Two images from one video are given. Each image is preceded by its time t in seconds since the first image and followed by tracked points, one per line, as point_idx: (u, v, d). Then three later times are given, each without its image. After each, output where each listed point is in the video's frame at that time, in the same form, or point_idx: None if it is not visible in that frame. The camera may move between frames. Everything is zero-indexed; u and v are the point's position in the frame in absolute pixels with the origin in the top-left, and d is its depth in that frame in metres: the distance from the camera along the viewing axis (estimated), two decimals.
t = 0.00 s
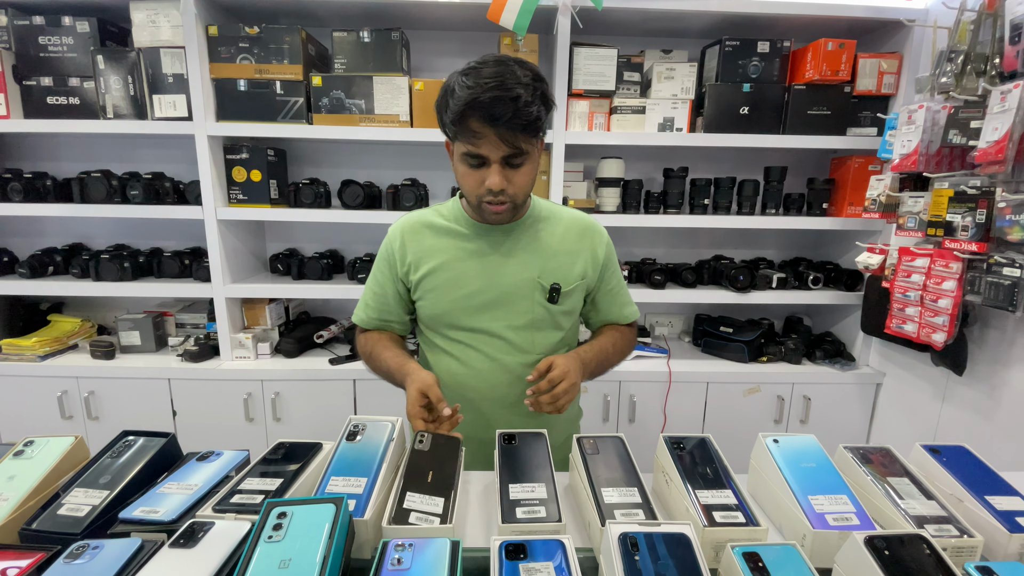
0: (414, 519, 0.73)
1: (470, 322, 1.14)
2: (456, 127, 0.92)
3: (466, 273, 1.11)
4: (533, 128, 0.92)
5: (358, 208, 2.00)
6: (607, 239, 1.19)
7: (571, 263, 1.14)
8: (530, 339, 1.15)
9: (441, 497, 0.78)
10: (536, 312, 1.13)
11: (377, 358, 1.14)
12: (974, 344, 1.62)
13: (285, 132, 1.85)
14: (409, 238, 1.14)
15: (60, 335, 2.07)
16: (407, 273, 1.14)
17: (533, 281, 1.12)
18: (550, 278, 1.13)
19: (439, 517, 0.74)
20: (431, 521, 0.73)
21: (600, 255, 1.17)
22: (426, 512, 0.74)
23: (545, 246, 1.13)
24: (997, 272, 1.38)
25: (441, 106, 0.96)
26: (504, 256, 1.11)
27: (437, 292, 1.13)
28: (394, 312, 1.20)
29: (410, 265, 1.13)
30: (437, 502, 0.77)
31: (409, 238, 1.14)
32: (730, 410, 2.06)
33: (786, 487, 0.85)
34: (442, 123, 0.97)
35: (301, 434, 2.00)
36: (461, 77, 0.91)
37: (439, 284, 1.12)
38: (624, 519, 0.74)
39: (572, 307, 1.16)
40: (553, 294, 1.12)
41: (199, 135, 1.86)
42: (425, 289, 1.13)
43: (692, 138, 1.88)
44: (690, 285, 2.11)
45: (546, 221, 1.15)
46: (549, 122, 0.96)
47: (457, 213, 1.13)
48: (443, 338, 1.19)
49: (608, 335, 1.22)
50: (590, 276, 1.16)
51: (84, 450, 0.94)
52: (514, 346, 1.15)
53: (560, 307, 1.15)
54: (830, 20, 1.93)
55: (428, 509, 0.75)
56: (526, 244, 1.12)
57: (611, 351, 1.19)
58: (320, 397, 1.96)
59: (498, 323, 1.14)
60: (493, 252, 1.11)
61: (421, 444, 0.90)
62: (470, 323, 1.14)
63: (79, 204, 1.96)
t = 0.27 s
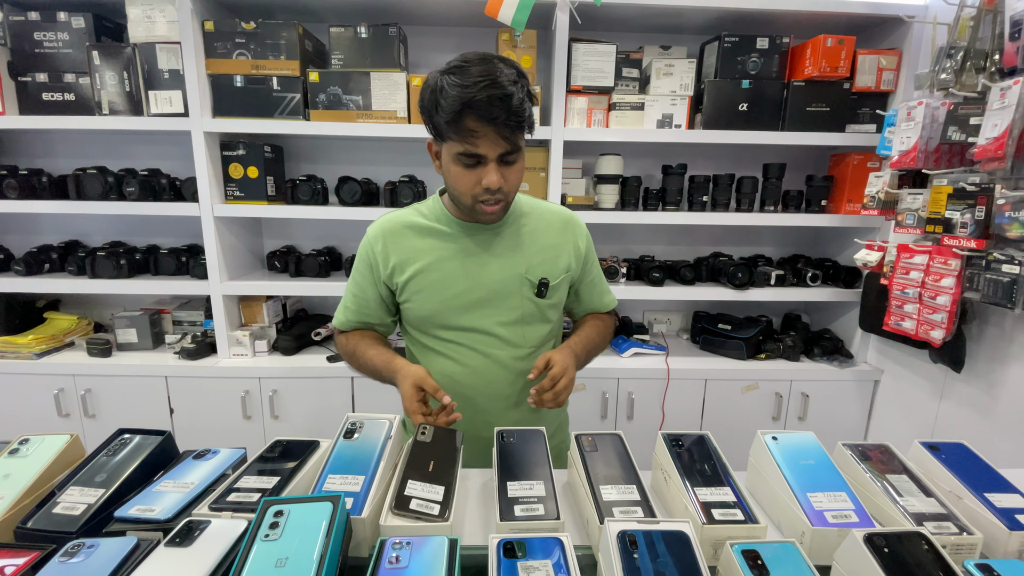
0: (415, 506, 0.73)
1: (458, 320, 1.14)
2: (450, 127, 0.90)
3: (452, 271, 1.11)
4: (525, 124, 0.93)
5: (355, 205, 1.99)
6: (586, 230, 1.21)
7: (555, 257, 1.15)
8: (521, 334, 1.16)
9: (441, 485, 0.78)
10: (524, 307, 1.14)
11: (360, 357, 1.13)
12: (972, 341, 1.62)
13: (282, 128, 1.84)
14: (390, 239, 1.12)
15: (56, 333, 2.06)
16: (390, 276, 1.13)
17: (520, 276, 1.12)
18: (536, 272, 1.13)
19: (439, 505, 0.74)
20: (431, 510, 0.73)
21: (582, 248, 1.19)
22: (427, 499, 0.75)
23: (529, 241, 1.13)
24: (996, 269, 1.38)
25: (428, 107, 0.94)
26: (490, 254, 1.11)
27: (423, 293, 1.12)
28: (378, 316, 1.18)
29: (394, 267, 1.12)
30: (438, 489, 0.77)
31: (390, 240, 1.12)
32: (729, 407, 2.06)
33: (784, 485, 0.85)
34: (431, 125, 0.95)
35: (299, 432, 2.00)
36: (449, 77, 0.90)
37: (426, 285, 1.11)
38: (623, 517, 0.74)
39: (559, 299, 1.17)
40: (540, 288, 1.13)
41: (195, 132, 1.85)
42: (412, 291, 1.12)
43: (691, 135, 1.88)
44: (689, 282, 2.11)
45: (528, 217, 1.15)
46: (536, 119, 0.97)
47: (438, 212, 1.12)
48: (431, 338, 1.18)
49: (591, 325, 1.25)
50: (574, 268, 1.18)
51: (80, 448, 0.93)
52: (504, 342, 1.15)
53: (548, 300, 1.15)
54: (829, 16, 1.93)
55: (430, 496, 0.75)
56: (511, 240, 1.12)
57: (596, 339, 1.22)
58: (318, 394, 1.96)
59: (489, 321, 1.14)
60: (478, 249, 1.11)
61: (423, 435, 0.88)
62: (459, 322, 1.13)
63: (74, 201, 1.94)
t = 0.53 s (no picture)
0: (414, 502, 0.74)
1: (450, 319, 1.13)
2: (447, 119, 0.89)
3: (442, 270, 1.10)
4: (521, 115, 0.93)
5: (352, 202, 1.98)
6: (573, 222, 1.21)
7: (545, 251, 1.14)
8: (514, 329, 1.16)
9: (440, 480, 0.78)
10: (516, 303, 1.14)
11: (355, 360, 1.13)
12: (968, 337, 1.63)
13: (278, 125, 1.83)
14: (378, 240, 1.11)
15: (51, 330, 2.04)
16: (380, 277, 1.12)
17: (510, 272, 1.12)
18: (526, 267, 1.13)
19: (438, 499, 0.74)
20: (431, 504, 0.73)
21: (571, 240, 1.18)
22: (427, 493, 0.75)
23: (518, 236, 1.13)
24: (992, 266, 1.38)
25: (419, 102, 0.92)
26: (480, 250, 1.10)
27: (414, 293, 1.11)
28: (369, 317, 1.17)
29: (383, 268, 1.11)
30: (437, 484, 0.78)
31: (377, 241, 1.11)
32: (726, 403, 2.07)
33: (782, 481, 0.85)
34: (423, 120, 0.93)
35: (296, 430, 2.00)
36: (441, 70, 0.89)
37: (417, 285, 1.10)
38: (621, 514, 0.74)
39: (550, 293, 1.17)
40: (531, 283, 1.12)
41: (191, 128, 1.84)
42: (402, 292, 1.11)
43: (689, 132, 1.88)
44: (686, 279, 2.11)
45: (516, 212, 1.15)
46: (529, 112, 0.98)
47: (425, 210, 1.12)
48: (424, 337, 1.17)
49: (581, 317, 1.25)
50: (564, 261, 1.17)
51: (76, 446, 0.92)
52: (497, 339, 1.15)
53: (540, 294, 1.15)
54: (827, 13, 1.93)
55: (429, 491, 0.76)
56: (500, 237, 1.12)
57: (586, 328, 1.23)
58: (315, 392, 1.95)
59: (481, 318, 1.14)
60: (467, 247, 1.10)
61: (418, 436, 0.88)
62: (451, 321, 1.13)
63: (69, 198, 1.93)
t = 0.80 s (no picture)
0: (410, 502, 0.74)
1: (451, 317, 1.13)
2: (450, 113, 0.88)
3: (442, 268, 1.09)
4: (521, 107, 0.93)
5: (347, 198, 1.96)
6: (573, 217, 1.21)
7: (545, 246, 1.14)
8: (516, 326, 1.15)
9: (437, 480, 0.79)
10: (517, 300, 1.13)
11: (354, 358, 1.11)
12: (961, 333, 1.64)
13: (272, 121, 1.81)
14: (377, 240, 1.11)
15: (43, 328, 2.02)
16: (379, 277, 1.11)
17: (510, 269, 1.11)
18: (527, 263, 1.12)
19: (435, 497, 0.75)
20: (428, 504, 0.74)
21: (571, 235, 1.18)
22: (423, 493, 0.76)
23: (518, 233, 1.12)
24: (986, 262, 1.39)
25: (418, 99, 0.91)
26: (480, 248, 1.10)
27: (415, 292, 1.11)
28: (370, 317, 1.17)
29: (383, 268, 1.10)
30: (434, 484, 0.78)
31: (377, 241, 1.11)
32: (721, 400, 2.08)
33: (777, 476, 0.86)
34: (423, 117, 0.92)
35: (292, 428, 1.99)
36: (440, 64, 0.88)
37: (417, 284, 1.10)
38: (618, 510, 0.74)
39: (552, 289, 1.17)
40: (532, 279, 1.12)
41: (184, 124, 1.82)
42: (403, 291, 1.11)
43: (685, 128, 1.87)
44: (682, 276, 2.12)
45: (516, 209, 1.14)
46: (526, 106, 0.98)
47: (423, 209, 1.11)
48: (425, 336, 1.17)
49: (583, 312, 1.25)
50: (565, 257, 1.17)
51: (68, 445, 0.91)
52: (499, 336, 1.14)
53: (540, 290, 1.14)
54: (823, 10, 1.93)
55: (425, 490, 0.76)
56: (500, 234, 1.11)
57: (591, 325, 1.22)
58: (311, 390, 1.94)
59: (482, 315, 1.13)
60: (467, 244, 1.10)
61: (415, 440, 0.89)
62: (452, 319, 1.13)
63: (60, 194, 1.91)
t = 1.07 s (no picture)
0: (403, 501, 0.74)
1: (469, 313, 1.12)
2: (489, 102, 0.88)
3: (462, 264, 1.09)
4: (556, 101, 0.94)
5: (338, 194, 1.94)
6: (600, 220, 1.18)
7: (568, 248, 1.12)
8: (534, 327, 1.14)
9: (429, 478, 0.79)
10: (537, 300, 1.12)
11: (367, 338, 1.15)
12: (948, 328, 1.66)
13: (260, 116, 1.79)
14: (400, 232, 1.12)
15: (28, 327, 1.99)
16: (400, 268, 1.11)
17: (532, 269, 1.10)
18: (548, 264, 1.11)
19: (428, 496, 0.75)
20: (420, 502, 0.73)
21: (596, 239, 1.16)
22: (415, 492, 0.75)
23: (541, 232, 1.11)
24: (974, 257, 1.40)
25: (455, 89, 0.92)
26: (501, 245, 1.09)
27: (434, 285, 1.10)
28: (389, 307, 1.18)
29: (403, 259, 1.11)
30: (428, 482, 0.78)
31: (400, 232, 1.12)
32: (713, 395, 2.09)
33: (768, 470, 0.86)
34: (459, 107, 0.92)
35: (283, 426, 1.97)
36: (479, 56, 0.89)
37: (437, 278, 1.10)
38: (610, 506, 0.74)
39: (573, 292, 1.15)
40: (552, 280, 1.10)
41: (170, 118, 1.79)
42: (423, 284, 1.11)
43: (677, 124, 1.88)
44: (674, 272, 2.12)
45: (541, 208, 1.13)
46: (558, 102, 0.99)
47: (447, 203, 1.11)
48: (442, 331, 1.17)
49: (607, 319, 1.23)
50: (589, 260, 1.15)
51: (53, 445, 0.90)
52: (516, 335, 1.13)
53: (561, 292, 1.13)
54: (814, 6, 1.93)
55: (417, 489, 0.76)
56: (523, 232, 1.10)
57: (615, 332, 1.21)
58: (302, 388, 1.93)
59: (501, 313, 1.12)
60: (489, 241, 1.09)
61: (404, 439, 0.89)
62: (470, 315, 1.12)
63: (44, 190, 1.87)
